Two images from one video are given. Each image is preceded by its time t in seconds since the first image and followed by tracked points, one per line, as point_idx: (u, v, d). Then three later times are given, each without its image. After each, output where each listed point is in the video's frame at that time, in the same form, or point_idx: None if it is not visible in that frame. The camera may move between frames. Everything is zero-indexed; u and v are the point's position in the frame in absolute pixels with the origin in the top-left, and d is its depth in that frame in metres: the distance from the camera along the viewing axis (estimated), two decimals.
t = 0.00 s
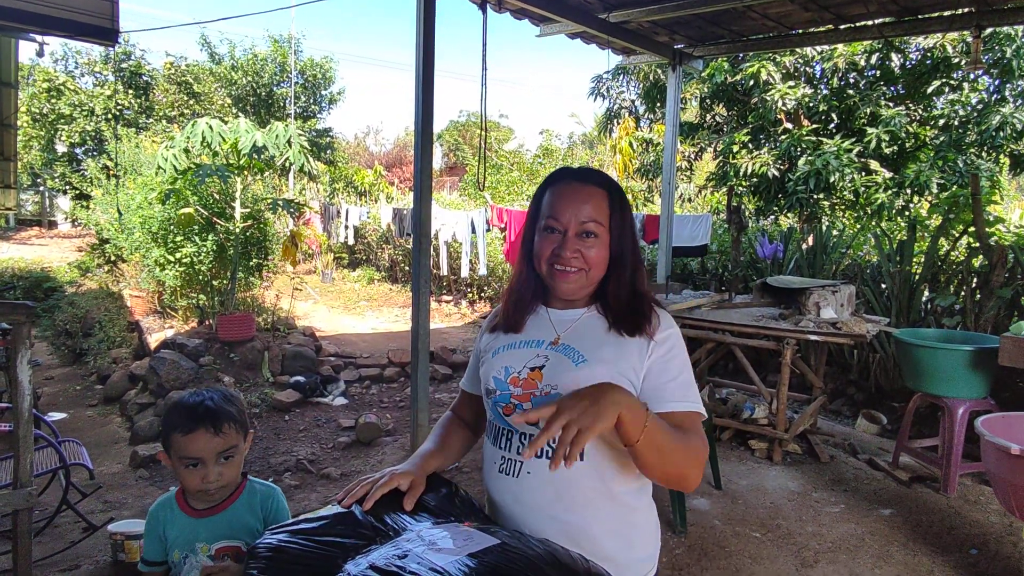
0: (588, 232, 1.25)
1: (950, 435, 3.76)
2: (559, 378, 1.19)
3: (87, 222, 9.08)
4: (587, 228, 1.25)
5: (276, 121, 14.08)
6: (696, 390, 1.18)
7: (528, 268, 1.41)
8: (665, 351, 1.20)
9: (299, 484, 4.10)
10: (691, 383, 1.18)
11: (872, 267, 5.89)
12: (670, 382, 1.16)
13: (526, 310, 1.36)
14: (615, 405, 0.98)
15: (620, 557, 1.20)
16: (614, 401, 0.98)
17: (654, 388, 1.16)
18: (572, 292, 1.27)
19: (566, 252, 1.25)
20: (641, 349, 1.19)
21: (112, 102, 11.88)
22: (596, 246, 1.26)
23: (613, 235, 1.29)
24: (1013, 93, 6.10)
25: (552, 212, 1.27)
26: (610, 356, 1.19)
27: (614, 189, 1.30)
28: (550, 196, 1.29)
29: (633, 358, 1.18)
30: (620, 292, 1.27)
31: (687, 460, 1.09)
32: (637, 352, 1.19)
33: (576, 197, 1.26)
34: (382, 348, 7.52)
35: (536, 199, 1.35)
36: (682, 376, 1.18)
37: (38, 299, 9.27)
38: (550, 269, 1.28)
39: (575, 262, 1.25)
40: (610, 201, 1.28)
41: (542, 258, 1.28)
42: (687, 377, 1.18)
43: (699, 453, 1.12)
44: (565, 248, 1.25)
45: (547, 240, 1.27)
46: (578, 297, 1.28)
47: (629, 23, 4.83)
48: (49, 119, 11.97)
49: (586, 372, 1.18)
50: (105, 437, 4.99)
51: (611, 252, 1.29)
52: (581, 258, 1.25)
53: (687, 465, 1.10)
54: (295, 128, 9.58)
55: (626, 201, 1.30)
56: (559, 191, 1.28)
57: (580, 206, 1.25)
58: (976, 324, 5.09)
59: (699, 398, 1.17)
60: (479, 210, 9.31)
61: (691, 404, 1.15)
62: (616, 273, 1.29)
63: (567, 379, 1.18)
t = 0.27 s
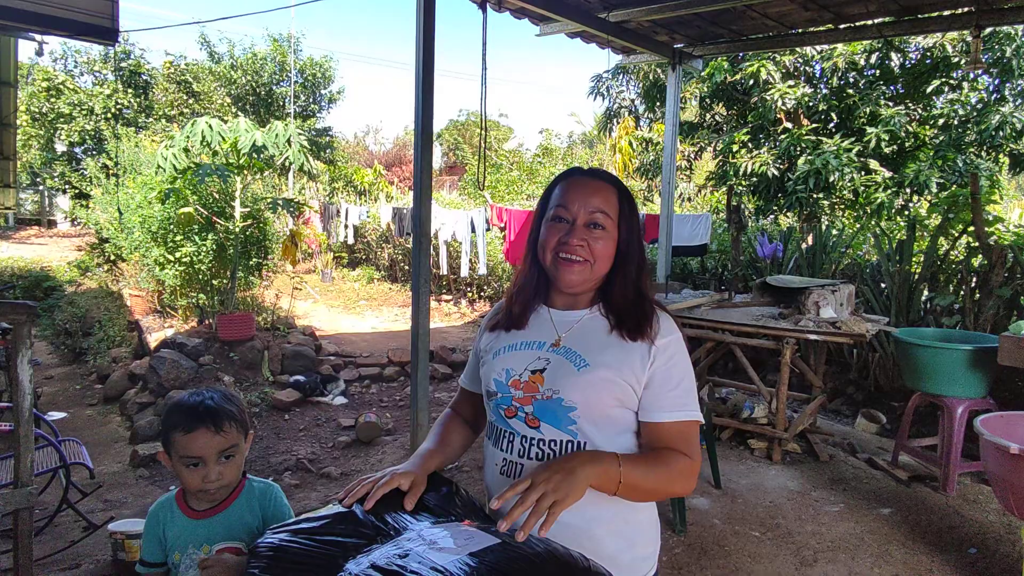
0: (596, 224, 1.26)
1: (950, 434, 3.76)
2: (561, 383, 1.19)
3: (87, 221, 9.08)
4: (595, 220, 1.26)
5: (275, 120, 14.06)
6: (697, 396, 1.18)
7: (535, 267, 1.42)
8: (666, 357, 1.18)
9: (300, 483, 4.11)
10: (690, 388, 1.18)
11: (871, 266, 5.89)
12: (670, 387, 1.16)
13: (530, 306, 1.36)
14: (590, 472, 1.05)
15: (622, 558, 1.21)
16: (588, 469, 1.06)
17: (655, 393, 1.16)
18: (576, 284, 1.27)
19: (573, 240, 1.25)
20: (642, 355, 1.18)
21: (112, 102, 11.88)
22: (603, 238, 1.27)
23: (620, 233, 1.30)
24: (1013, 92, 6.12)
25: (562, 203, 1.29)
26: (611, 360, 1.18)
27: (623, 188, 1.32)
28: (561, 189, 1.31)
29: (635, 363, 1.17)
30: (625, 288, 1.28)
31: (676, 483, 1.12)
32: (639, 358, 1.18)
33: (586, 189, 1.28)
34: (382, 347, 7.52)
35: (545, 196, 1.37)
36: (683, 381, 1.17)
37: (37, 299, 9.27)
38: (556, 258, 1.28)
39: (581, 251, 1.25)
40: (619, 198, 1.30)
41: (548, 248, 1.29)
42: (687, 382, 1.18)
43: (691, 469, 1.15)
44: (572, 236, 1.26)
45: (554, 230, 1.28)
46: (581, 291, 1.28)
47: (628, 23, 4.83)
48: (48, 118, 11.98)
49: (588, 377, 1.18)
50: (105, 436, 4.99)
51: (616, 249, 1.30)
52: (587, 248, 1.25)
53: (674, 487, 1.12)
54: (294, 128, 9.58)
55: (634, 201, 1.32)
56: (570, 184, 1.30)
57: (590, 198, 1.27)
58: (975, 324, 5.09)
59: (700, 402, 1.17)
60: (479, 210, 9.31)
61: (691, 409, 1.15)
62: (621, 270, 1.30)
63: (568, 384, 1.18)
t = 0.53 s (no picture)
0: (596, 223, 1.27)
1: (948, 433, 3.78)
2: (561, 384, 1.19)
3: (85, 219, 9.07)
4: (596, 217, 1.27)
5: (274, 118, 14.04)
6: (698, 397, 1.18)
7: (533, 266, 1.42)
8: (666, 359, 1.18)
9: (299, 482, 4.11)
10: (692, 390, 1.18)
11: (870, 265, 5.90)
12: (671, 390, 1.16)
13: (530, 305, 1.36)
14: (600, 538, 1.03)
15: (620, 559, 1.21)
16: (600, 532, 1.03)
17: (656, 396, 1.16)
18: (576, 283, 1.27)
19: (573, 237, 1.25)
20: (642, 357, 1.18)
21: (110, 100, 11.87)
22: (603, 236, 1.27)
23: (620, 232, 1.30)
24: (1011, 92, 6.15)
25: (562, 201, 1.29)
26: (611, 362, 1.18)
27: (622, 186, 1.33)
28: (560, 186, 1.31)
29: (636, 366, 1.17)
30: (624, 287, 1.28)
31: (677, 499, 1.12)
32: (639, 360, 1.18)
33: (585, 187, 1.28)
34: (381, 346, 7.53)
35: (545, 193, 1.37)
36: (684, 384, 1.17)
37: (36, 297, 9.26)
38: (556, 256, 1.27)
39: (582, 249, 1.25)
40: (619, 195, 1.30)
41: (548, 246, 1.29)
42: (687, 383, 1.18)
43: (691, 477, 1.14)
44: (572, 234, 1.26)
45: (554, 228, 1.28)
46: (581, 289, 1.28)
47: (627, 22, 4.83)
48: (46, 117, 11.98)
49: (587, 379, 1.18)
50: (104, 435, 4.99)
51: (617, 247, 1.30)
52: (588, 246, 1.25)
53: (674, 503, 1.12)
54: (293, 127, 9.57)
55: (633, 199, 1.33)
56: (569, 181, 1.30)
57: (589, 195, 1.27)
58: (974, 323, 5.10)
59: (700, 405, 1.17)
60: (478, 208, 9.31)
61: (691, 413, 1.15)
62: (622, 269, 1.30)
63: (568, 385, 1.18)
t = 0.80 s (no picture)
0: (591, 219, 1.26)
1: (946, 432, 3.78)
2: (563, 383, 1.19)
3: (83, 219, 9.04)
4: (590, 213, 1.26)
5: (273, 117, 14.02)
6: (699, 390, 1.18)
7: (531, 266, 1.42)
8: (667, 354, 1.18)
9: (298, 481, 4.11)
10: (694, 384, 1.18)
11: (869, 264, 5.91)
12: (673, 385, 1.16)
13: (529, 305, 1.36)
14: (602, 539, 1.03)
15: (623, 558, 1.22)
16: (602, 534, 1.03)
17: (658, 391, 1.16)
18: (574, 281, 1.27)
19: (568, 235, 1.25)
20: (643, 353, 1.18)
21: (108, 99, 11.86)
22: (598, 232, 1.26)
23: (615, 227, 1.30)
24: (1010, 91, 6.16)
25: (556, 199, 1.28)
26: (613, 359, 1.18)
27: (615, 180, 1.32)
28: (553, 184, 1.31)
29: (638, 362, 1.18)
30: (623, 283, 1.28)
31: (680, 495, 1.12)
32: (641, 356, 1.18)
33: (578, 184, 1.28)
34: (380, 345, 7.53)
35: (538, 192, 1.37)
36: (685, 378, 1.18)
37: (34, 297, 9.24)
38: (552, 255, 1.27)
39: (577, 246, 1.25)
40: (612, 190, 1.29)
41: (544, 245, 1.28)
42: (689, 377, 1.18)
43: (693, 473, 1.14)
44: (567, 232, 1.26)
45: (549, 226, 1.28)
46: (579, 287, 1.28)
47: (626, 21, 4.82)
48: (45, 116, 11.96)
49: (590, 377, 1.18)
50: (103, 435, 4.98)
51: (613, 242, 1.30)
52: (583, 243, 1.25)
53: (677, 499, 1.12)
54: (292, 126, 9.56)
55: (626, 193, 1.32)
56: (562, 179, 1.30)
57: (582, 192, 1.27)
58: (972, 321, 5.11)
59: (702, 397, 1.17)
60: (477, 208, 9.31)
61: (693, 407, 1.15)
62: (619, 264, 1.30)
63: (571, 383, 1.18)
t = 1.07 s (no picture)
0: (583, 219, 1.26)
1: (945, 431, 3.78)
2: (564, 382, 1.19)
3: (82, 219, 9.04)
4: (582, 213, 1.26)
5: (272, 118, 14.02)
6: (698, 384, 1.19)
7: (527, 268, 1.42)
8: (665, 350, 1.19)
9: (297, 481, 4.11)
10: (692, 379, 1.19)
11: (868, 264, 5.91)
12: (671, 381, 1.17)
13: (527, 307, 1.36)
14: (602, 536, 1.03)
15: (624, 555, 1.22)
16: (602, 531, 1.03)
17: (657, 387, 1.16)
18: (570, 281, 1.27)
19: (562, 236, 1.25)
20: (641, 350, 1.18)
21: (107, 100, 11.87)
22: (591, 231, 1.26)
23: (608, 225, 1.30)
24: (1008, 91, 6.16)
25: (548, 201, 1.28)
26: (612, 356, 1.18)
27: (606, 179, 1.32)
28: (545, 185, 1.30)
29: (636, 359, 1.18)
30: (619, 281, 1.28)
31: (680, 491, 1.12)
32: (640, 353, 1.18)
33: (569, 184, 1.28)
34: (379, 345, 7.53)
35: (530, 194, 1.37)
36: (684, 373, 1.18)
37: (33, 297, 9.24)
38: (547, 256, 1.27)
39: (571, 247, 1.25)
40: (603, 189, 1.30)
41: (538, 246, 1.28)
42: (687, 372, 1.19)
43: (694, 469, 1.15)
44: (560, 233, 1.26)
45: (542, 228, 1.28)
46: (575, 287, 1.28)
47: (625, 21, 4.83)
48: (43, 116, 11.96)
49: (590, 375, 1.18)
50: (101, 435, 4.98)
51: (606, 241, 1.30)
52: (577, 243, 1.25)
53: (678, 495, 1.12)
54: (291, 126, 9.56)
55: (618, 191, 1.32)
56: (553, 180, 1.30)
57: (573, 192, 1.27)
58: (970, 321, 5.11)
59: (701, 392, 1.17)
60: (476, 208, 9.32)
61: (693, 401, 1.16)
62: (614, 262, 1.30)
63: (571, 382, 1.18)
